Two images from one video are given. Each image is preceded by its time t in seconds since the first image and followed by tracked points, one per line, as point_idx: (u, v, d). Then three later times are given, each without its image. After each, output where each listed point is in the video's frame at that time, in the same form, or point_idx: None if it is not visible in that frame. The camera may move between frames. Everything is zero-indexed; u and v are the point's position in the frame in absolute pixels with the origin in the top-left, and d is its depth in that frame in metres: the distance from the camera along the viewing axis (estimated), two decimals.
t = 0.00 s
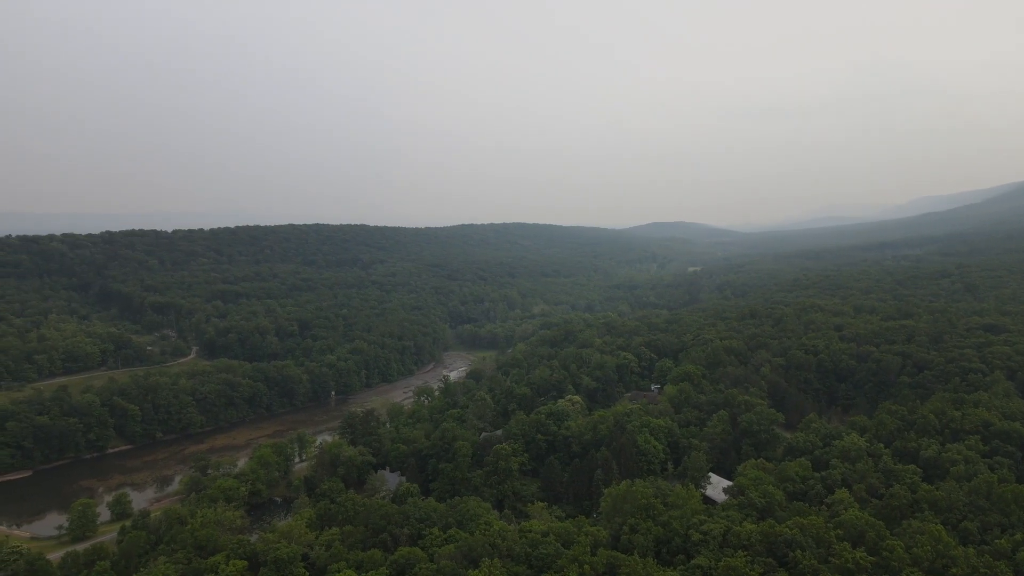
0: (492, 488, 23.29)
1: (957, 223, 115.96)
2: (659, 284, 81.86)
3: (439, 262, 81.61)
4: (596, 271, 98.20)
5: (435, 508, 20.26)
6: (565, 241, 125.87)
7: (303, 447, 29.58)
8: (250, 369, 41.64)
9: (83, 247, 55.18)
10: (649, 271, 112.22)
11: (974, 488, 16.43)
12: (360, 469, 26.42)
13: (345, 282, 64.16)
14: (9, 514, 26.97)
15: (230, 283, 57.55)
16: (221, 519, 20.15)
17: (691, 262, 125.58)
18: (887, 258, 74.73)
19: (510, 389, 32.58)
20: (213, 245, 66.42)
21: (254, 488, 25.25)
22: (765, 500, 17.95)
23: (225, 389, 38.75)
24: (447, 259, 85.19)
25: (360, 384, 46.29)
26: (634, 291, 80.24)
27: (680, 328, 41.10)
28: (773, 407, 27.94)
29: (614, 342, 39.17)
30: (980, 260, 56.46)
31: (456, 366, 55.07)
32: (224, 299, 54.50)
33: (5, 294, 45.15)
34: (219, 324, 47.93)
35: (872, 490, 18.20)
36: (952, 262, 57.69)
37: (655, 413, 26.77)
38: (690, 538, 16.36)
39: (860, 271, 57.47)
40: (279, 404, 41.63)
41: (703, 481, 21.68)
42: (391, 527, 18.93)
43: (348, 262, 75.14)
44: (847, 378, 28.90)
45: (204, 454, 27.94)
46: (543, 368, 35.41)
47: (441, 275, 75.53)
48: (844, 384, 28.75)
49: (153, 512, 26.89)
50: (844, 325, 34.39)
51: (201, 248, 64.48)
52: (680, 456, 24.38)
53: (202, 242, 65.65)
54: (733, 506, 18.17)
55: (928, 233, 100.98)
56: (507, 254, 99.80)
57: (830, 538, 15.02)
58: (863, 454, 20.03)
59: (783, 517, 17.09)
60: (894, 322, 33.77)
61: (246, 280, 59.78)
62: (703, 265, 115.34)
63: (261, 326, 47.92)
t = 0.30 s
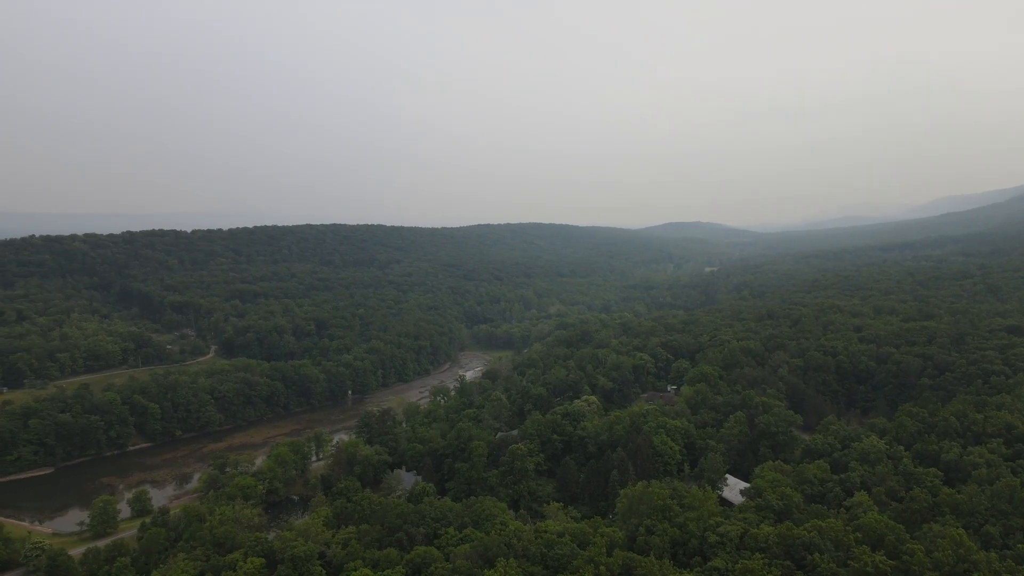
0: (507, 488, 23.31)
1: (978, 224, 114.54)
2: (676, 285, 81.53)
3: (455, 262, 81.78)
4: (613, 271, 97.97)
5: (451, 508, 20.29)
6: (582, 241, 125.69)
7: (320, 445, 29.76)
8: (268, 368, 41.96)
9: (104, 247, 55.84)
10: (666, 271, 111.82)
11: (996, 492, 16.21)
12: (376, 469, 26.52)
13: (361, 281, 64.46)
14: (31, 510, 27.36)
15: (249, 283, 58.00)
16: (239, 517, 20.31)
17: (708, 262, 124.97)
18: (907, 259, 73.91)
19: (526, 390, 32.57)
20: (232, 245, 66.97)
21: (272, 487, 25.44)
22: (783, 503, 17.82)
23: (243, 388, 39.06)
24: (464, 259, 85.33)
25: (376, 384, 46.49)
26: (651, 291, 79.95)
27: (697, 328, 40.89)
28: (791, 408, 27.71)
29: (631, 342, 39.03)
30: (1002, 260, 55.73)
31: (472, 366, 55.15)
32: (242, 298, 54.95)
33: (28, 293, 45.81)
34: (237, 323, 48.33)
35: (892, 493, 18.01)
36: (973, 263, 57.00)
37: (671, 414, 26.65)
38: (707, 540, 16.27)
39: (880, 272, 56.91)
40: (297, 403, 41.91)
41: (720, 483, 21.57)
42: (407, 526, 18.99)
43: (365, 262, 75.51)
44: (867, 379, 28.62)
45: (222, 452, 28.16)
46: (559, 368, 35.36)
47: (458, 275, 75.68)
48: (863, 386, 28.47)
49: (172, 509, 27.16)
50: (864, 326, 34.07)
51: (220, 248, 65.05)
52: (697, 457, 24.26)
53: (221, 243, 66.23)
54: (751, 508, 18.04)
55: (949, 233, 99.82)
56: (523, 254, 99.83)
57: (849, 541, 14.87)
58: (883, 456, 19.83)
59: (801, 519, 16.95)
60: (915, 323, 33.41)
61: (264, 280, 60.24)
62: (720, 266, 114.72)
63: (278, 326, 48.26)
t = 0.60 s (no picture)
0: (523, 488, 23.34)
1: (1001, 224, 113.00)
2: (693, 285, 81.13)
3: (471, 262, 81.92)
4: (629, 272, 97.67)
5: (467, 507, 20.31)
6: (598, 241, 125.45)
7: (336, 444, 29.94)
8: (286, 367, 42.28)
9: (125, 247, 56.50)
10: (683, 271, 111.36)
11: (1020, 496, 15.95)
12: (393, 468, 26.64)
13: (378, 281, 64.74)
14: (54, 506, 27.76)
15: (266, 283, 58.45)
16: (257, 515, 20.47)
17: (725, 263, 124.27)
18: (927, 259, 73.08)
19: (542, 390, 32.58)
20: (250, 245, 67.52)
21: (289, 485, 25.63)
22: (801, 505, 17.68)
23: (261, 387, 39.39)
24: (480, 259, 85.45)
25: (392, 383, 46.67)
26: (668, 292, 79.60)
27: (714, 329, 40.66)
28: (809, 410, 27.48)
29: (647, 343, 38.89)
30: None
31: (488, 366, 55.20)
32: (260, 298, 55.39)
33: (51, 292, 46.49)
34: (256, 323, 48.74)
35: (911, 496, 17.81)
36: (997, 263, 56.24)
37: (688, 415, 26.53)
38: (723, 542, 16.18)
39: (900, 273, 56.30)
40: (313, 402, 42.17)
41: (737, 485, 21.43)
42: (423, 525, 19.04)
43: (381, 262, 75.84)
44: (886, 381, 28.32)
45: (240, 450, 28.40)
46: (575, 368, 35.32)
47: (474, 275, 75.78)
48: (883, 388, 28.18)
49: (191, 506, 27.43)
50: (884, 327, 33.72)
51: (238, 248, 65.60)
52: (713, 458, 24.14)
53: (239, 242, 66.79)
54: (768, 510, 17.92)
55: (971, 234, 98.53)
56: (539, 254, 99.76)
57: (868, 544, 14.72)
58: (903, 459, 19.62)
59: (819, 522, 16.81)
60: (936, 324, 32.99)
61: (281, 280, 60.70)
62: (737, 266, 114.05)
63: (296, 325, 48.59)
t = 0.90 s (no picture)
0: (538, 488, 23.32)
1: None
2: (710, 285, 80.68)
3: (487, 263, 81.99)
4: (645, 272, 97.33)
5: (482, 507, 20.33)
6: (614, 241, 125.13)
7: (353, 443, 30.09)
8: (302, 366, 42.54)
9: (145, 247, 57.14)
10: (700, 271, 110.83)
11: None
12: (409, 467, 26.71)
13: (394, 281, 64.99)
14: (75, 503, 28.13)
15: (284, 282, 58.87)
16: (274, 513, 20.61)
17: (742, 263, 123.50)
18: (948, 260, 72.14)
19: (558, 390, 32.54)
20: (268, 245, 68.05)
21: (306, 484, 25.79)
22: (819, 508, 17.51)
23: (278, 386, 39.68)
24: (496, 259, 85.52)
25: (408, 383, 46.80)
26: (684, 292, 79.24)
27: (731, 330, 40.40)
28: (828, 412, 27.21)
29: (663, 343, 38.72)
30: None
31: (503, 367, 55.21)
32: (278, 297, 55.79)
33: (73, 292, 47.13)
34: (273, 322, 49.11)
35: (931, 499, 17.59)
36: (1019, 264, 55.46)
37: (704, 416, 26.38)
38: (741, 544, 16.07)
39: (921, 273, 55.67)
40: (330, 401, 42.40)
41: (754, 487, 21.28)
42: (438, 524, 19.07)
43: (397, 262, 76.12)
44: (906, 383, 27.98)
45: (257, 449, 28.62)
46: (591, 369, 35.24)
47: (489, 275, 75.85)
48: (903, 390, 27.84)
49: (209, 504, 27.70)
50: (904, 328, 33.33)
51: (256, 248, 66.12)
52: (730, 460, 23.98)
53: (257, 242, 67.32)
54: (785, 512, 17.78)
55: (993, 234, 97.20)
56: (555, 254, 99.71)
57: (887, 548, 14.56)
58: (923, 462, 19.37)
59: (837, 525, 16.65)
60: (957, 326, 32.56)
61: (299, 280, 61.10)
62: (755, 266, 113.33)
63: (313, 325, 48.89)
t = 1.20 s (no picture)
0: (554, 488, 23.29)
1: None
2: (727, 286, 80.21)
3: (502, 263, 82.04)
4: (662, 272, 96.94)
5: (498, 507, 20.34)
6: (630, 241, 124.76)
7: (369, 443, 30.22)
8: (319, 366, 42.77)
9: (164, 247, 57.72)
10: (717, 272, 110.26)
11: None
12: (425, 467, 26.78)
13: (410, 281, 65.19)
14: (95, 500, 28.47)
15: (301, 282, 59.26)
16: (292, 512, 20.73)
17: (760, 263, 122.68)
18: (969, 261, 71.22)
19: (573, 390, 32.49)
20: (285, 244, 68.51)
21: (323, 482, 25.95)
22: (838, 510, 17.36)
23: (295, 386, 39.94)
24: (511, 259, 85.54)
25: (424, 382, 46.90)
26: (701, 292, 78.84)
27: (748, 330, 40.13)
28: (847, 414, 26.94)
29: (680, 344, 38.55)
30: None
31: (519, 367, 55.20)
32: (295, 297, 56.15)
33: (94, 291, 47.72)
34: (290, 321, 49.45)
35: (952, 503, 17.39)
36: None
37: (721, 418, 26.23)
38: (758, 547, 15.96)
39: (942, 274, 55.04)
40: (346, 401, 42.61)
41: (771, 489, 21.13)
42: (454, 524, 19.09)
43: (413, 262, 76.36)
44: (927, 385, 27.65)
45: (274, 448, 28.81)
46: (607, 369, 35.14)
47: (505, 275, 75.88)
48: (923, 392, 27.51)
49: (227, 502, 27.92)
50: (924, 330, 32.94)
51: (274, 248, 66.59)
52: (747, 462, 23.83)
53: (275, 242, 67.81)
54: (804, 515, 17.64)
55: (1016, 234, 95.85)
56: (570, 254, 99.56)
57: (907, 552, 14.40)
58: (944, 465, 19.13)
59: (856, 528, 16.49)
60: (979, 327, 32.14)
61: (316, 280, 61.47)
62: (772, 266, 112.54)
63: (330, 324, 49.17)
